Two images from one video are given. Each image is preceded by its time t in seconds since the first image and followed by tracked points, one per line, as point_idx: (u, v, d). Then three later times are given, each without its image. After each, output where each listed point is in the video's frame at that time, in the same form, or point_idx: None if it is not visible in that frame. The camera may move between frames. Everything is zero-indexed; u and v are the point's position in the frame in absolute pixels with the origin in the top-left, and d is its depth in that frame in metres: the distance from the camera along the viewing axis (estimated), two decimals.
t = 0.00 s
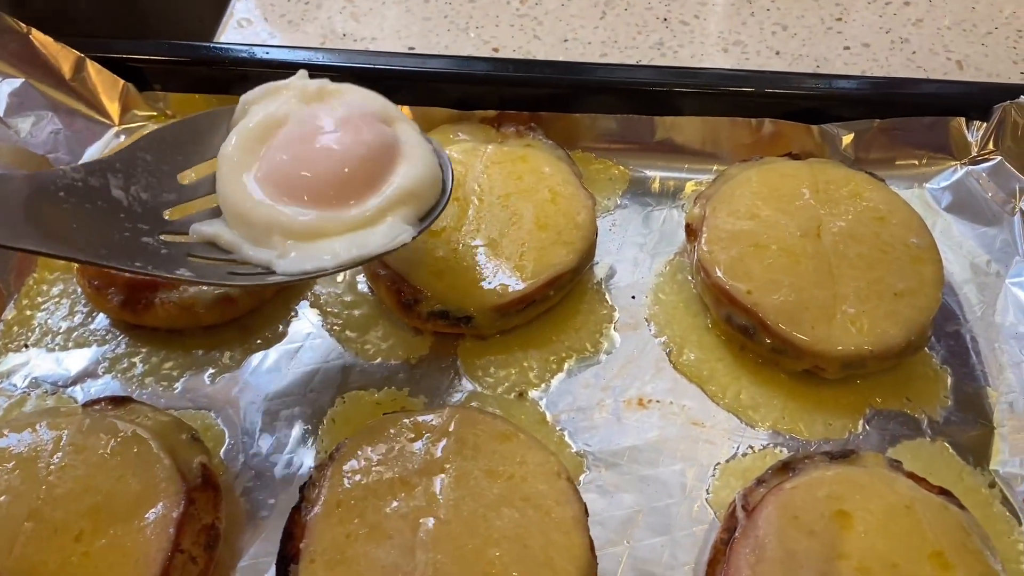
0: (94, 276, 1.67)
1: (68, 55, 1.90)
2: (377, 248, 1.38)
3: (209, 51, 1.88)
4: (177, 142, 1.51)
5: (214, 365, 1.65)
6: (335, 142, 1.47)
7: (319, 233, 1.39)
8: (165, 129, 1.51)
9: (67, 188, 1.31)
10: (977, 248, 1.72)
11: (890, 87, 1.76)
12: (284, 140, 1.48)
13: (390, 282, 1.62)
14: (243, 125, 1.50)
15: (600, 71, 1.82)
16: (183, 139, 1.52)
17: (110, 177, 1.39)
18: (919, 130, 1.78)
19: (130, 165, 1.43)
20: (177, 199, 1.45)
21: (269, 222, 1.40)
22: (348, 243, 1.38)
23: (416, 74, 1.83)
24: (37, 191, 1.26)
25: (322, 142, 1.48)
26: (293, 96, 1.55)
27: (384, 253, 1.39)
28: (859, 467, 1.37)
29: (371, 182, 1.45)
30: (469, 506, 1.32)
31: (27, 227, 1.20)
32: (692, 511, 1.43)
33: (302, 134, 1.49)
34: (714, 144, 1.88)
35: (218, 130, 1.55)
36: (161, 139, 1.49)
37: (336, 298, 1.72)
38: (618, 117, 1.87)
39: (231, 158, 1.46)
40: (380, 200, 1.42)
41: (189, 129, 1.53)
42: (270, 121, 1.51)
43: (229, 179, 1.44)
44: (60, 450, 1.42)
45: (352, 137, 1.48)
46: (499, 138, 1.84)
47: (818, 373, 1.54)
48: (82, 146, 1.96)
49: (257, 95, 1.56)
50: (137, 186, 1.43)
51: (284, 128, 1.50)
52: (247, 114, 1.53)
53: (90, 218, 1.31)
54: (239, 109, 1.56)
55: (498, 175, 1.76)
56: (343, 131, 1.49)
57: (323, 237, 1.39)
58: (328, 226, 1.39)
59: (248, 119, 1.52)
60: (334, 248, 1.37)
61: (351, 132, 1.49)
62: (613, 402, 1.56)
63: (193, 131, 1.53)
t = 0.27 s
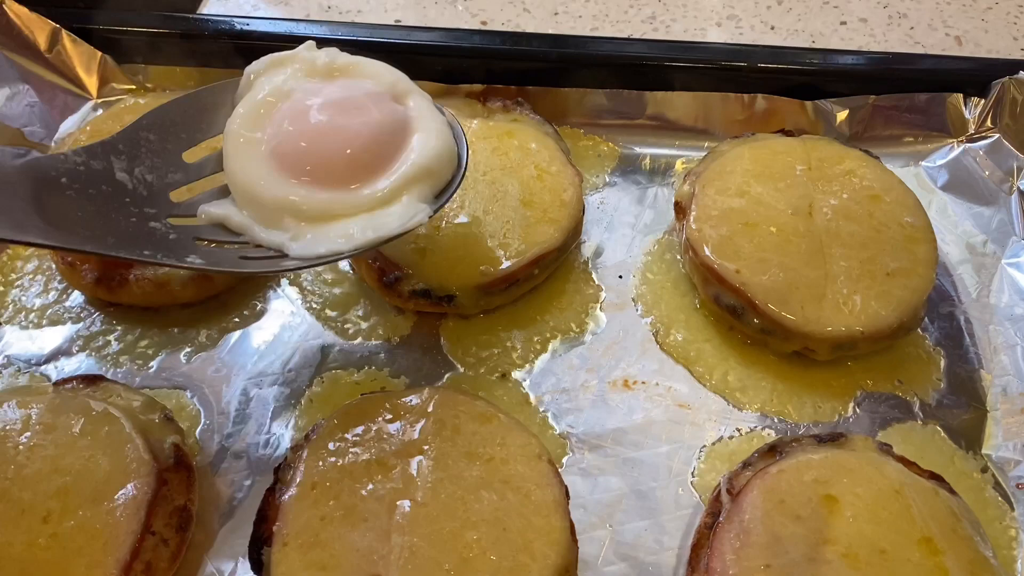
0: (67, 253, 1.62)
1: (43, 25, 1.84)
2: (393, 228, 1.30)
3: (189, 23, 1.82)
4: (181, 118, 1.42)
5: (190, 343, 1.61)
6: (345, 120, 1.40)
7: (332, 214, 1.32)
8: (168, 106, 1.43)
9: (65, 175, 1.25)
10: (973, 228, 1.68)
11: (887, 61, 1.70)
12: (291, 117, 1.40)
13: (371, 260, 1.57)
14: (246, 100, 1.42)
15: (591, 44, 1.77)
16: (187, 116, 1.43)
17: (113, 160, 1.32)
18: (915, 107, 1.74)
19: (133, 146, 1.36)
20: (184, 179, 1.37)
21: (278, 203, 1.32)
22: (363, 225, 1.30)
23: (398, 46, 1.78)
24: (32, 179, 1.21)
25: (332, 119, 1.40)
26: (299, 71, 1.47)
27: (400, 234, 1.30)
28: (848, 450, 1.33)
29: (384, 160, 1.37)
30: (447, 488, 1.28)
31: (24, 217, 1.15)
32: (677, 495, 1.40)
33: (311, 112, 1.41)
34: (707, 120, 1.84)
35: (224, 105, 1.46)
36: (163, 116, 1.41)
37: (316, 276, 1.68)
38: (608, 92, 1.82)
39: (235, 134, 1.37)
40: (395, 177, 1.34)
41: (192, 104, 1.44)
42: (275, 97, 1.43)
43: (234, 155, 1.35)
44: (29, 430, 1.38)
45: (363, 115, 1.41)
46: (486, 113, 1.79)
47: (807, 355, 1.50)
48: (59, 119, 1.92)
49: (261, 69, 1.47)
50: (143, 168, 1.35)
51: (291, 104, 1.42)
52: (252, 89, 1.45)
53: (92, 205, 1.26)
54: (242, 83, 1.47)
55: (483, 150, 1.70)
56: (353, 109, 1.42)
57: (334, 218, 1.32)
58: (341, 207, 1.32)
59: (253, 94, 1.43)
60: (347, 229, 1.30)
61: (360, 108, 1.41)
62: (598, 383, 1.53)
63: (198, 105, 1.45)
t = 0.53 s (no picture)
0: (41, 233, 1.55)
1: (19, 3, 1.78)
2: (404, 200, 1.31)
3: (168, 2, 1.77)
4: (188, 95, 1.42)
5: (167, 327, 1.57)
6: (351, 91, 1.38)
7: (343, 184, 1.31)
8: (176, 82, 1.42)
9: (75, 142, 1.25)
10: (966, 214, 1.65)
11: (882, 44, 1.68)
12: (295, 89, 1.38)
13: (352, 243, 1.54)
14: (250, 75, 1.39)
15: (580, 24, 1.73)
16: (196, 93, 1.43)
17: (123, 133, 1.31)
18: (908, 91, 1.71)
19: (142, 121, 1.35)
20: (191, 154, 1.36)
21: (288, 176, 1.31)
22: (375, 196, 1.31)
23: (380, 25, 1.73)
24: (42, 142, 1.20)
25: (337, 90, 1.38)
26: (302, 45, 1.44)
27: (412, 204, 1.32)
28: (833, 440, 1.31)
29: (392, 132, 1.36)
30: (425, 476, 1.26)
31: (30, 181, 1.14)
32: (660, 483, 1.38)
33: (315, 83, 1.39)
34: (697, 103, 1.80)
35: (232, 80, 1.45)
36: (169, 93, 1.40)
37: (296, 260, 1.65)
38: (596, 74, 1.79)
39: (240, 109, 1.35)
40: (405, 147, 1.35)
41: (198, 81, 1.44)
42: (279, 70, 1.40)
43: (240, 131, 1.34)
44: None
45: (369, 85, 1.39)
46: (471, 95, 1.75)
47: (795, 342, 1.48)
48: (37, 98, 1.85)
49: (262, 44, 1.44)
50: (151, 142, 1.34)
51: (296, 77, 1.40)
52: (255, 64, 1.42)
53: (102, 173, 1.25)
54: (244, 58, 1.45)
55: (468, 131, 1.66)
56: (358, 80, 1.40)
57: (346, 189, 1.31)
58: (352, 178, 1.31)
59: (256, 70, 1.40)
60: (361, 199, 1.30)
61: (365, 79, 1.40)
62: (582, 370, 1.50)
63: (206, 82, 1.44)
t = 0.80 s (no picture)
0: (39, 223, 1.54)
1: None
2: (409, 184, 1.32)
3: None
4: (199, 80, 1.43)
5: (164, 317, 1.56)
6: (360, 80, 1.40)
7: (349, 170, 1.33)
8: (188, 68, 1.44)
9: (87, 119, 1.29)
10: (964, 209, 1.65)
11: (883, 37, 1.67)
12: (306, 81, 1.40)
13: (349, 234, 1.54)
14: (263, 67, 1.42)
15: (580, 15, 1.72)
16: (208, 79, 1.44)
17: (132, 112, 1.34)
18: (909, 84, 1.70)
19: (152, 102, 1.38)
20: (199, 138, 1.38)
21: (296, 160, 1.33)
22: (380, 181, 1.32)
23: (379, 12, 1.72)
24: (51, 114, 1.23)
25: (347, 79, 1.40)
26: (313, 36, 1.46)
27: (416, 189, 1.33)
28: (829, 435, 1.32)
29: (398, 120, 1.37)
30: (421, 469, 1.27)
31: (34, 150, 1.18)
32: (655, 477, 1.38)
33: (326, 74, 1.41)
34: (697, 94, 1.79)
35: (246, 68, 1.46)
36: (179, 77, 1.42)
37: (294, 251, 1.64)
38: (596, 65, 1.78)
39: (252, 100, 1.39)
40: (411, 134, 1.36)
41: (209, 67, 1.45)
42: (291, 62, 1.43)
43: (251, 119, 1.36)
44: None
45: (377, 76, 1.40)
46: (470, 85, 1.73)
47: (791, 336, 1.48)
48: (33, 88, 1.82)
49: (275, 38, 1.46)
50: (160, 123, 1.37)
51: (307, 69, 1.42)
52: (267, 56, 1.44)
53: (110, 150, 1.28)
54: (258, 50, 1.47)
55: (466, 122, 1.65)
56: (367, 70, 1.41)
57: (352, 173, 1.33)
58: (357, 164, 1.33)
59: (268, 62, 1.43)
60: (366, 183, 1.31)
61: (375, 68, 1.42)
62: (579, 363, 1.50)
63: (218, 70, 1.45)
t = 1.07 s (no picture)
0: (25, 214, 1.52)
1: None
2: (407, 176, 1.35)
3: None
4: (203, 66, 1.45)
5: (151, 309, 1.54)
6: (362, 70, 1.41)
7: (349, 158, 1.35)
8: (194, 55, 1.45)
9: (88, 101, 1.31)
10: (961, 205, 1.63)
11: (881, 29, 1.65)
12: (307, 69, 1.42)
13: (338, 227, 1.52)
14: (265, 55, 1.43)
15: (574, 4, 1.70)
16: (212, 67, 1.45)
17: (134, 96, 1.37)
18: (907, 79, 1.68)
19: (154, 86, 1.40)
20: (199, 124, 1.40)
21: (295, 150, 1.35)
22: (379, 172, 1.35)
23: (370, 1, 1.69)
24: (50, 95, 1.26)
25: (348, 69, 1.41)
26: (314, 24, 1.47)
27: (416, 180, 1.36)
28: (820, 434, 1.30)
29: (398, 112, 1.39)
30: (408, 466, 1.25)
31: (32, 130, 1.21)
32: (645, 475, 1.37)
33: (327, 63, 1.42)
34: (692, 87, 1.77)
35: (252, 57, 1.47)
36: (181, 62, 1.44)
37: (283, 243, 1.62)
38: (591, 56, 1.75)
39: (254, 87, 1.40)
40: (411, 125, 1.38)
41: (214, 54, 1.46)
42: (293, 51, 1.44)
43: (252, 107, 1.38)
44: None
45: (377, 66, 1.41)
46: (463, 74, 1.70)
47: (784, 333, 1.46)
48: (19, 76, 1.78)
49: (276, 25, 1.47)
50: (161, 108, 1.39)
51: (308, 57, 1.43)
52: (269, 43, 1.45)
53: (109, 132, 1.31)
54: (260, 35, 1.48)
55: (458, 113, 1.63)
56: (368, 60, 1.42)
57: (352, 162, 1.35)
58: (357, 154, 1.35)
59: (270, 50, 1.44)
60: (366, 173, 1.34)
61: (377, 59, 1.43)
62: (569, 359, 1.49)
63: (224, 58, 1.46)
